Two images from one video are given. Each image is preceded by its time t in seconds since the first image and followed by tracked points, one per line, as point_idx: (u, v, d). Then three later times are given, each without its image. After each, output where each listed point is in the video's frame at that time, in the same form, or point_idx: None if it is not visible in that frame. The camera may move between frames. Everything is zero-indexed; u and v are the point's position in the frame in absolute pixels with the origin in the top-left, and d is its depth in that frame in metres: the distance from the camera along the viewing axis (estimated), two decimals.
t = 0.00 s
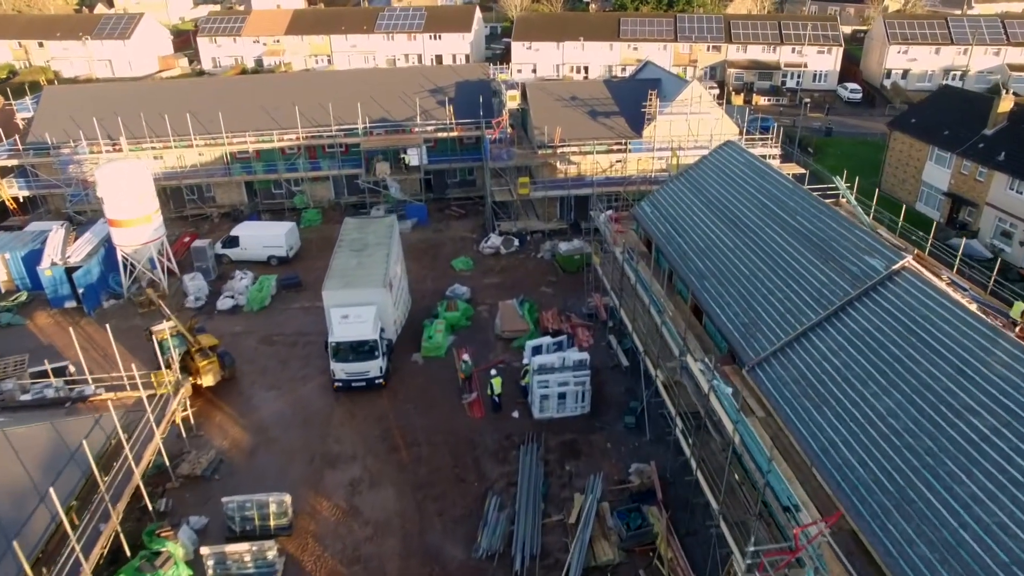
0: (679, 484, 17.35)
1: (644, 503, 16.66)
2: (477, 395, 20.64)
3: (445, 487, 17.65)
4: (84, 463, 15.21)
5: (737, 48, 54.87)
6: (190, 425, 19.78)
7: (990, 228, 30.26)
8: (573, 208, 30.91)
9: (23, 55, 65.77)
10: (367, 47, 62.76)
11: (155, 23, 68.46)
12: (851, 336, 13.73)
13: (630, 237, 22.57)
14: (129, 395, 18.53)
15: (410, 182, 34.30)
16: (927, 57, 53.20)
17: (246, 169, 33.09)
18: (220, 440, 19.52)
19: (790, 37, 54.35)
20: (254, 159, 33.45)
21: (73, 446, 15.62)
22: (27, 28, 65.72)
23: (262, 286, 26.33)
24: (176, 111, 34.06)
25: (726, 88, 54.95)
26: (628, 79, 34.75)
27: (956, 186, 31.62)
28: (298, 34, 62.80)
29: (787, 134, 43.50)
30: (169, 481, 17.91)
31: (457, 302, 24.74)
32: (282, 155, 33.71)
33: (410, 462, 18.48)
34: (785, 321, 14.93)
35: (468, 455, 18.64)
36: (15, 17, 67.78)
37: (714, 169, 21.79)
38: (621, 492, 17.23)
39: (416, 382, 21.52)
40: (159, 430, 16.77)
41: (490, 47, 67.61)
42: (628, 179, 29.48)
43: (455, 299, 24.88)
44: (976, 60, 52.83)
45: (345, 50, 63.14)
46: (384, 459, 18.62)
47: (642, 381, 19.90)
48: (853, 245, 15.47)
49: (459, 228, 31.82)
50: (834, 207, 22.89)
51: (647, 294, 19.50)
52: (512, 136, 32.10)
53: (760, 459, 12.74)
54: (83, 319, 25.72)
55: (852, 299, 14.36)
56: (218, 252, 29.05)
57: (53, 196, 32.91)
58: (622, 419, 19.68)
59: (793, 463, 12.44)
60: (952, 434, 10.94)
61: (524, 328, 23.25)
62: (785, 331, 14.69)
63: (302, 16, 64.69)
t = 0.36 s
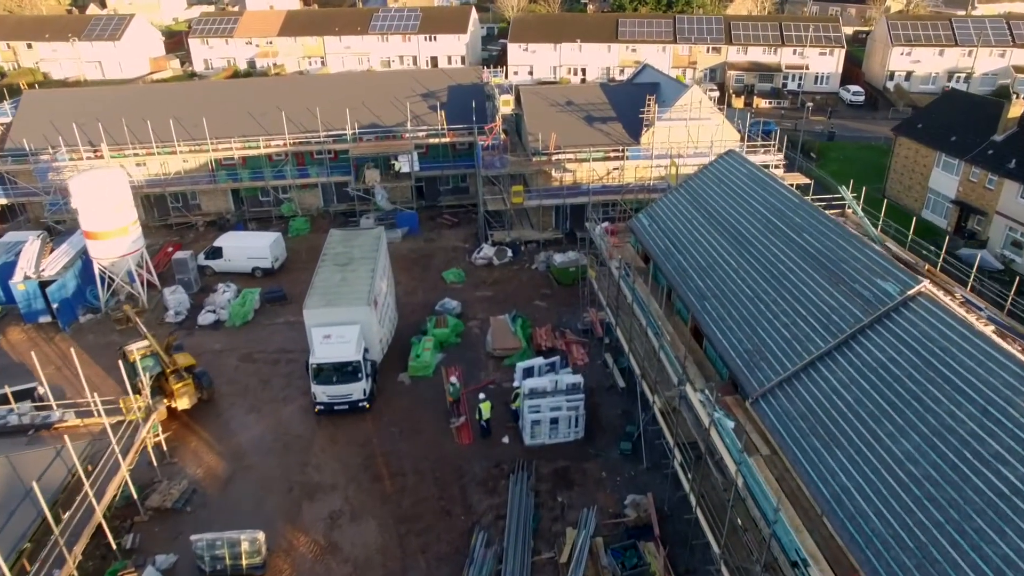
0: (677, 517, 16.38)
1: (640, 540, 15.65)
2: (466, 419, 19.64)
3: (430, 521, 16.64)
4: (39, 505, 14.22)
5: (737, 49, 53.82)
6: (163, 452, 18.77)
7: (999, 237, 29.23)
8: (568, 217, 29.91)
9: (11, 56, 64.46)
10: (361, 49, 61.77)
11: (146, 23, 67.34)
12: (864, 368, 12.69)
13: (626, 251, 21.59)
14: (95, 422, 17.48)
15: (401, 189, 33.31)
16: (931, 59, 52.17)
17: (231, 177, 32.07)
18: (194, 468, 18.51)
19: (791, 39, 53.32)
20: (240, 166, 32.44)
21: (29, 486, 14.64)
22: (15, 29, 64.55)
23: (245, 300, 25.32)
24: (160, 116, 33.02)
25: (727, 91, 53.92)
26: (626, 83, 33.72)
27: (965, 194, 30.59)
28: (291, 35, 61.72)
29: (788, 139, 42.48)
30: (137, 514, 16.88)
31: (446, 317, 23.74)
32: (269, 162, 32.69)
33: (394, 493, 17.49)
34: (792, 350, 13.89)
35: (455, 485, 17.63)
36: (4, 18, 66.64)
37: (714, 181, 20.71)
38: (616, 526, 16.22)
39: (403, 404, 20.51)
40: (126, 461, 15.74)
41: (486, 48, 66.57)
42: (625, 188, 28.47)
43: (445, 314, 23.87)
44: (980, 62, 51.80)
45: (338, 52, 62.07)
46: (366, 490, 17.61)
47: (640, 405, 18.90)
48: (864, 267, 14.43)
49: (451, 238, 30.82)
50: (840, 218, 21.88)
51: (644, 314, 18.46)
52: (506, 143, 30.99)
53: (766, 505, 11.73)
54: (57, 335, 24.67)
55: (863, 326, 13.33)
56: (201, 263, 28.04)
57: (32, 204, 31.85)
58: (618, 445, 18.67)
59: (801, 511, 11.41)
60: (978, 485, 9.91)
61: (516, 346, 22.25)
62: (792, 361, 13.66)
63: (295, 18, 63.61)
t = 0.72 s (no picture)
0: (676, 556, 15.35)
1: None
2: (452, 446, 18.62)
3: (413, 560, 15.63)
4: None
5: (737, 51, 52.78)
6: (132, 482, 17.74)
7: (1010, 248, 28.21)
8: (563, 227, 28.88)
9: None
10: (355, 51, 60.78)
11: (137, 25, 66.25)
12: (879, 407, 11.58)
13: (623, 267, 20.54)
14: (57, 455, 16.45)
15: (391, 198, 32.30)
16: (935, 61, 51.15)
17: (216, 185, 31.04)
18: (164, 500, 17.48)
19: (793, 40, 52.30)
20: (225, 174, 31.41)
21: None
22: (4, 30, 63.40)
23: (225, 316, 24.30)
24: (142, 122, 31.96)
25: (727, 93, 52.88)
26: (623, 87, 32.69)
27: (974, 202, 29.58)
28: (284, 37, 60.64)
29: (790, 143, 41.47)
30: (100, 553, 15.86)
31: (434, 334, 22.71)
32: (255, 169, 31.66)
33: (375, 528, 16.47)
34: (800, 385, 12.81)
35: (440, 520, 16.61)
36: None
37: (717, 196, 19.61)
38: (610, 566, 15.20)
39: (387, 430, 19.49)
40: (86, 498, 14.70)
41: (482, 50, 65.64)
42: (622, 198, 27.45)
43: (433, 331, 22.83)
44: (986, 64, 50.78)
45: (332, 54, 61.01)
46: (345, 524, 16.59)
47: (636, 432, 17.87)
48: (878, 294, 13.33)
49: (442, 248, 29.78)
50: (846, 230, 20.81)
51: (641, 338, 17.41)
52: (499, 150, 29.89)
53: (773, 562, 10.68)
54: (29, 353, 23.63)
55: (876, 359, 12.25)
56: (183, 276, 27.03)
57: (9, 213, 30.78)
58: (612, 474, 17.65)
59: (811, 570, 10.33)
60: (1011, 549, 8.77)
61: (507, 366, 21.23)
62: (801, 398, 12.57)
63: (288, 19, 62.54)
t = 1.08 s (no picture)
0: None
1: None
2: (438, 476, 17.64)
3: None
4: None
5: (737, 54, 51.77)
6: (97, 517, 16.73)
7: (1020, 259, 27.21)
8: (558, 238, 27.89)
9: None
10: (348, 53, 59.76)
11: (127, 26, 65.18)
12: (897, 454, 10.52)
13: (619, 286, 19.54)
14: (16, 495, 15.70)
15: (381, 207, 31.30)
16: (939, 64, 50.14)
17: (200, 194, 30.04)
18: (131, 537, 16.46)
19: (794, 43, 51.29)
20: (209, 183, 30.40)
21: None
22: None
23: (204, 333, 23.28)
24: (123, 129, 30.95)
25: (727, 96, 51.87)
26: (620, 92, 31.70)
27: (983, 212, 28.57)
28: (276, 39, 59.61)
29: (791, 148, 40.49)
30: None
31: (421, 354, 21.69)
32: (240, 178, 30.66)
33: (353, 568, 15.46)
34: (809, 426, 11.76)
35: (423, 558, 15.60)
36: None
37: (718, 212, 18.54)
38: None
39: (370, 458, 18.48)
40: (41, 541, 13.51)
41: (478, 52, 64.62)
42: (618, 207, 26.45)
43: (420, 350, 21.83)
44: (990, 67, 49.76)
45: (325, 56, 59.99)
46: (322, 564, 15.58)
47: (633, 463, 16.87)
48: (894, 326, 12.28)
49: (433, 260, 28.78)
50: (852, 244, 19.84)
51: (637, 366, 16.39)
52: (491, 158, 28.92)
53: None
54: None
55: (892, 399, 11.21)
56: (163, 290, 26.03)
57: None
58: (607, 508, 16.65)
59: None
60: None
61: (497, 389, 20.22)
62: (810, 442, 11.52)
63: (280, 20, 61.50)
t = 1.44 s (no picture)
0: None
1: None
2: (422, 511, 16.66)
3: None
4: None
5: (738, 56, 50.78)
6: (59, 555, 15.73)
7: None
8: (552, 250, 26.92)
9: None
10: (341, 55, 58.74)
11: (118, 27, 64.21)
12: (917, 511, 9.51)
13: (614, 307, 18.56)
14: None
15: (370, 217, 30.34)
16: (943, 67, 49.13)
17: (182, 205, 29.06)
18: None
19: (795, 45, 50.31)
20: (192, 192, 29.43)
21: None
22: None
23: (182, 353, 22.30)
24: (104, 136, 29.98)
25: (727, 100, 50.88)
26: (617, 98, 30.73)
27: (992, 223, 27.58)
28: (268, 41, 58.67)
29: (793, 154, 39.51)
30: None
31: (408, 375, 20.70)
32: (224, 187, 29.66)
33: None
34: (820, 475, 10.75)
35: None
36: None
37: (720, 230, 17.50)
38: None
39: (351, 490, 17.50)
40: None
41: (474, 55, 63.64)
42: (614, 219, 25.49)
43: (407, 371, 20.85)
44: (995, 69, 48.74)
45: (318, 59, 59.03)
46: None
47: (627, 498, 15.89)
48: (911, 363, 11.28)
49: (423, 272, 27.79)
50: (860, 261, 18.84)
51: (633, 397, 15.42)
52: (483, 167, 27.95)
53: None
54: None
55: (910, 448, 10.21)
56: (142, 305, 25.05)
57: None
58: (600, 546, 15.67)
59: None
60: None
61: (486, 413, 19.25)
62: (820, 493, 10.51)
63: (273, 22, 60.53)
